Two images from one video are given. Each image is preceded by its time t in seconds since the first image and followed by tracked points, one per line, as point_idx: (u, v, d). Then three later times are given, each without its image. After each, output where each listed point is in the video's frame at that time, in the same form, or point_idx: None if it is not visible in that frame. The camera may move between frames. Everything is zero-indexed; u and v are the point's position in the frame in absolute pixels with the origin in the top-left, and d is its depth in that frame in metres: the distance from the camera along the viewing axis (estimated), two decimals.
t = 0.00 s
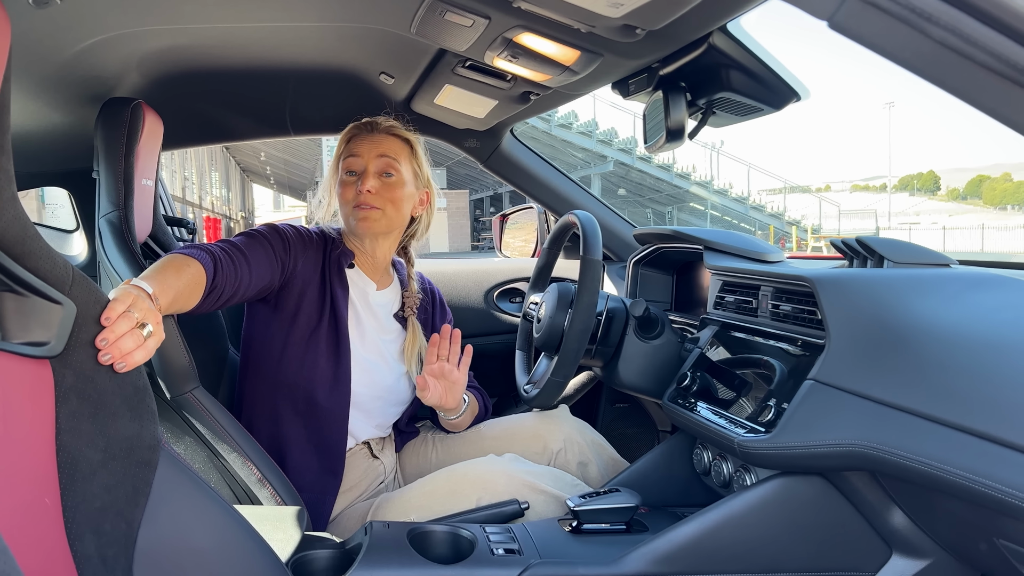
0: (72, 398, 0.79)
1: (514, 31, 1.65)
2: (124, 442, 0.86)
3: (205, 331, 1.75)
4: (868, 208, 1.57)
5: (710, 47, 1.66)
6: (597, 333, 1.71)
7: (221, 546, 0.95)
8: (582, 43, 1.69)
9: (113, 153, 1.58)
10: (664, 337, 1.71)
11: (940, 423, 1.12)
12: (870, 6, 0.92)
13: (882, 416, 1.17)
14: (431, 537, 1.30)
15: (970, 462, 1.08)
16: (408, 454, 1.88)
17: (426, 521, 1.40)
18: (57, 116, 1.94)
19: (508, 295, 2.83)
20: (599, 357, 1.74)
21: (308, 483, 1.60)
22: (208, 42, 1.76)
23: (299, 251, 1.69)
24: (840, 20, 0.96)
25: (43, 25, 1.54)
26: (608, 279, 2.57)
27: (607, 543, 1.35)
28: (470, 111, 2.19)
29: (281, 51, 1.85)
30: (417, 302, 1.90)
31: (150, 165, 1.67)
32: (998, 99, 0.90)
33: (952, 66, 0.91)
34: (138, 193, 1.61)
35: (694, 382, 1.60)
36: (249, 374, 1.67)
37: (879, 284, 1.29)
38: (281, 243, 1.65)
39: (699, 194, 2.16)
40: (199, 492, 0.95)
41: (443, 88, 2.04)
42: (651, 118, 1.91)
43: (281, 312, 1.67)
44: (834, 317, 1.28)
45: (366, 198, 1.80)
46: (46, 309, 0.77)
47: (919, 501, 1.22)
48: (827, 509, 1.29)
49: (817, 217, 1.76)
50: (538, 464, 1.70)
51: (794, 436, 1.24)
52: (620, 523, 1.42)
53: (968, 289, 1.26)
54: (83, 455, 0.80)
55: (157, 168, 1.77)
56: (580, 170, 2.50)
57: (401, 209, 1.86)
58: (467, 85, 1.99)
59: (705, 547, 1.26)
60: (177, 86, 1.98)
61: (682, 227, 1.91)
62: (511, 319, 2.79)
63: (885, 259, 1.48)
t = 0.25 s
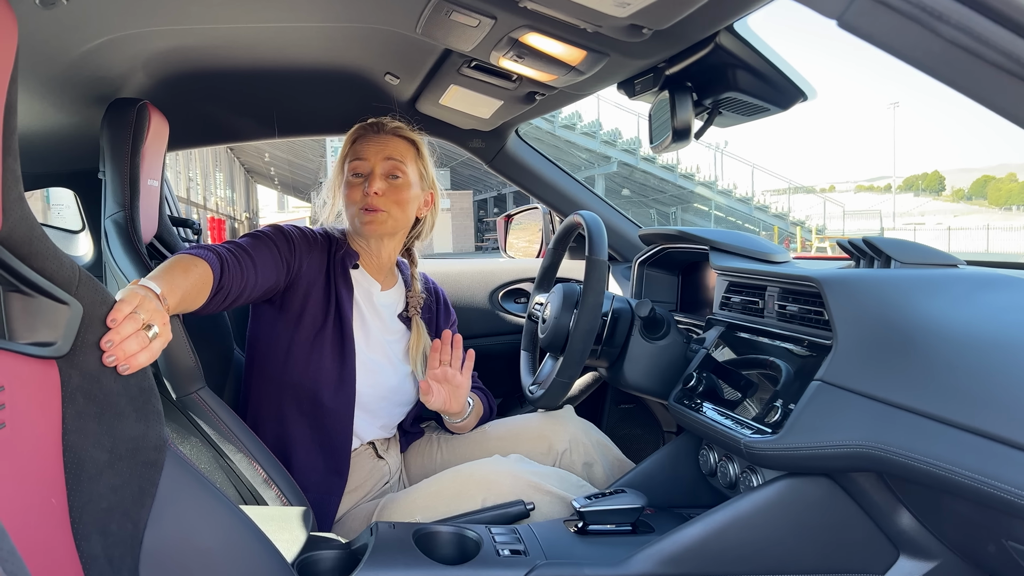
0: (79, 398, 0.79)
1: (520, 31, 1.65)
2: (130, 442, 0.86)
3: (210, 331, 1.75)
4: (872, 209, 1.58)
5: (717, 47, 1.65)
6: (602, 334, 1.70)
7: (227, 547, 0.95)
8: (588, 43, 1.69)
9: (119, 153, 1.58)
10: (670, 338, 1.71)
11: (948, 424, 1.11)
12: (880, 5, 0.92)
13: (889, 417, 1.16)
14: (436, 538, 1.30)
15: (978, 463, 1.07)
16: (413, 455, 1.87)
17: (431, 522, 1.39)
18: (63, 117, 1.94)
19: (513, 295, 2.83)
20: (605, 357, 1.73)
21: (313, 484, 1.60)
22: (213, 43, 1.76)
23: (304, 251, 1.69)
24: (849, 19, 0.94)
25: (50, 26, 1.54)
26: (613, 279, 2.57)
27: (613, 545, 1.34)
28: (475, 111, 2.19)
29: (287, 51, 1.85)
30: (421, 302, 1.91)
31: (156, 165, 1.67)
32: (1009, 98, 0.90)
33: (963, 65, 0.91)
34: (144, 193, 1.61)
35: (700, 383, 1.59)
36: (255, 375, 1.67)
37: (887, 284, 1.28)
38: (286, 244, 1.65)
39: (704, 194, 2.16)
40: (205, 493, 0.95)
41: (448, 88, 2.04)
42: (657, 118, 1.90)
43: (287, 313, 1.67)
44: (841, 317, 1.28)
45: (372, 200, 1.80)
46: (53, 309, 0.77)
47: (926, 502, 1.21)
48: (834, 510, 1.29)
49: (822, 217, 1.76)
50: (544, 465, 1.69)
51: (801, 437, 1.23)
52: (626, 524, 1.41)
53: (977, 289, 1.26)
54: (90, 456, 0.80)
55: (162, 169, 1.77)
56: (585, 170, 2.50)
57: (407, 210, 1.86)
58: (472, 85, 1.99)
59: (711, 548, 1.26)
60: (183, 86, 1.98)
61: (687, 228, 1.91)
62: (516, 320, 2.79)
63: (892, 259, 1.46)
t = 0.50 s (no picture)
0: (87, 399, 0.80)
1: (527, 31, 1.65)
2: (138, 443, 0.86)
3: (216, 332, 1.75)
4: (877, 209, 1.59)
5: (724, 47, 1.65)
6: (608, 334, 1.71)
7: (235, 548, 0.95)
8: (595, 44, 1.69)
9: (126, 154, 1.58)
10: (676, 338, 1.70)
11: (957, 425, 1.11)
12: (890, 5, 0.92)
13: (897, 417, 1.16)
14: (443, 538, 1.29)
15: (987, 464, 1.07)
16: (419, 456, 1.87)
17: (437, 523, 1.39)
18: (70, 118, 1.95)
19: (518, 295, 2.83)
20: (611, 358, 1.74)
21: (320, 484, 1.61)
22: (220, 44, 1.76)
23: (310, 251, 1.69)
24: (859, 19, 0.95)
25: (58, 27, 1.55)
26: (618, 280, 2.57)
27: (619, 546, 1.34)
28: (481, 112, 2.19)
29: (293, 52, 1.85)
30: (426, 301, 1.90)
31: (162, 167, 1.68)
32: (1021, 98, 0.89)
33: (974, 66, 0.91)
34: (150, 194, 1.61)
35: (706, 384, 1.59)
36: (262, 376, 1.67)
37: (894, 285, 1.28)
38: (293, 244, 1.66)
39: (710, 195, 2.14)
40: (212, 493, 0.95)
41: (454, 89, 2.04)
42: (663, 118, 1.90)
43: (293, 313, 1.67)
44: (848, 318, 1.27)
45: (380, 201, 1.80)
46: (61, 310, 0.78)
47: (934, 503, 1.21)
48: (841, 511, 1.28)
49: (827, 218, 1.76)
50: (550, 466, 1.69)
51: (808, 438, 1.23)
52: (632, 525, 1.41)
53: (985, 290, 1.25)
54: (98, 456, 0.81)
55: (169, 170, 1.78)
56: (589, 170, 2.50)
57: (414, 212, 1.86)
58: (478, 86, 1.99)
59: (718, 549, 1.26)
60: (189, 87, 1.98)
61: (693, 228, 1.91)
62: (521, 320, 2.79)
63: (900, 260, 1.46)
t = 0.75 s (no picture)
0: (95, 397, 0.80)
1: (533, 32, 1.65)
2: (146, 441, 0.86)
3: (223, 332, 1.76)
4: (882, 209, 1.57)
5: (730, 47, 1.65)
6: (614, 334, 1.70)
7: (242, 547, 0.95)
8: (601, 43, 1.69)
9: (133, 154, 1.58)
10: (682, 339, 1.71)
11: (966, 426, 1.11)
12: (899, 5, 0.91)
13: (904, 417, 1.16)
14: (449, 538, 1.30)
15: (994, 464, 1.07)
16: (425, 456, 1.88)
17: (443, 522, 1.40)
18: (77, 118, 1.95)
19: (523, 296, 2.83)
20: (616, 358, 1.73)
21: (328, 484, 1.61)
22: (226, 44, 1.77)
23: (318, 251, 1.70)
24: (867, 19, 0.94)
25: (66, 28, 1.55)
26: (623, 280, 2.57)
27: (625, 546, 1.34)
28: (486, 112, 2.20)
29: (299, 52, 1.85)
30: (436, 305, 1.90)
31: (169, 167, 1.69)
32: None
33: (983, 66, 0.91)
34: (157, 194, 1.61)
35: (711, 385, 1.59)
36: (269, 375, 1.68)
37: (901, 285, 1.27)
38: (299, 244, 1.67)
39: (713, 194, 2.17)
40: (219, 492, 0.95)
41: (460, 89, 2.04)
42: (669, 117, 1.90)
43: (301, 313, 1.68)
44: (854, 318, 1.27)
45: (395, 203, 1.80)
46: (68, 309, 0.78)
47: (942, 504, 1.21)
48: (848, 511, 1.28)
49: (832, 218, 1.75)
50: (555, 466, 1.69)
51: (814, 438, 1.23)
52: (638, 525, 1.40)
53: (992, 290, 1.25)
54: (106, 455, 0.81)
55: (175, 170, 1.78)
56: (593, 171, 2.51)
57: (428, 215, 1.86)
58: (484, 86, 1.99)
59: (724, 549, 1.25)
60: (195, 87, 1.99)
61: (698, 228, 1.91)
62: (526, 321, 2.79)
63: (906, 260, 1.45)
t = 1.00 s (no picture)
0: (104, 398, 0.80)
1: (539, 33, 1.65)
2: (154, 442, 0.86)
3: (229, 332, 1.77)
4: (887, 210, 1.56)
5: (736, 49, 1.65)
6: (619, 336, 1.70)
7: (250, 549, 0.95)
8: (607, 45, 1.69)
9: (139, 155, 1.59)
10: (687, 340, 1.71)
11: (973, 428, 1.11)
12: (907, 7, 0.91)
13: (911, 419, 1.16)
14: (455, 538, 1.30)
15: (1002, 467, 1.07)
16: (430, 457, 1.88)
17: (449, 523, 1.40)
18: (84, 120, 1.96)
19: (528, 297, 2.83)
20: (621, 359, 1.73)
21: (334, 485, 1.61)
22: (232, 46, 1.77)
23: (328, 252, 1.71)
24: (876, 22, 0.93)
25: (73, 30, 1.56)
26: (628, 281, 2.57)
27: (630, 547, 1.34)
28: (491, 113, 2.20)
29: (305, 53, 1.86)
30: (444, 308, 1.90)
31: (175, 167, 1.70)
32: None
33: (992, 69, 0.91)
34: (163, 195, 1.62)
35: (717, 386, 1.59)
36: (278, 375, 1.69)
37: (907, 286, 1.27)
38: (310, 244, 1.68)
39: (719, 195, 2.16)
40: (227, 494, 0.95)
41: (466, 90, 2.04)
42: (675, 118, 1.90)
43: (311, 314, 1.68)
44: (861, 319, 1.27)
45: (406, 206, 1.80)
46: (77, 309, 0.79)
47: (948, 505, 1.21)
48: (854, 513, 1.28)
49: (836, 218, 1.76)
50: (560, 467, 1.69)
51: (820, 439, 1.23)
52: (644, 526, 1.41)
53: (1000, 291, 1.25)
54: (114, 456, 0.81)
55: (181, 171, 1.79)
56: (597, 171, 2.51)
57: (437, 219, 1.86)
58: (490, 87, 2.00)
59: (730, 551, 1.26)
60: (202, 88, 1.99)
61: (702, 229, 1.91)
62: (531, 321, 2.79)
63: (912, 261, 1.45)
